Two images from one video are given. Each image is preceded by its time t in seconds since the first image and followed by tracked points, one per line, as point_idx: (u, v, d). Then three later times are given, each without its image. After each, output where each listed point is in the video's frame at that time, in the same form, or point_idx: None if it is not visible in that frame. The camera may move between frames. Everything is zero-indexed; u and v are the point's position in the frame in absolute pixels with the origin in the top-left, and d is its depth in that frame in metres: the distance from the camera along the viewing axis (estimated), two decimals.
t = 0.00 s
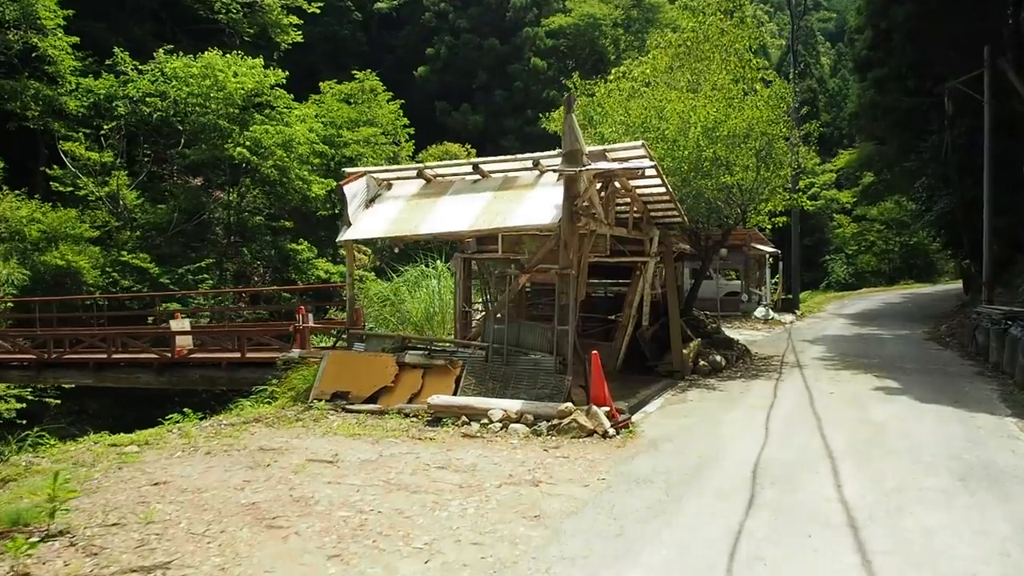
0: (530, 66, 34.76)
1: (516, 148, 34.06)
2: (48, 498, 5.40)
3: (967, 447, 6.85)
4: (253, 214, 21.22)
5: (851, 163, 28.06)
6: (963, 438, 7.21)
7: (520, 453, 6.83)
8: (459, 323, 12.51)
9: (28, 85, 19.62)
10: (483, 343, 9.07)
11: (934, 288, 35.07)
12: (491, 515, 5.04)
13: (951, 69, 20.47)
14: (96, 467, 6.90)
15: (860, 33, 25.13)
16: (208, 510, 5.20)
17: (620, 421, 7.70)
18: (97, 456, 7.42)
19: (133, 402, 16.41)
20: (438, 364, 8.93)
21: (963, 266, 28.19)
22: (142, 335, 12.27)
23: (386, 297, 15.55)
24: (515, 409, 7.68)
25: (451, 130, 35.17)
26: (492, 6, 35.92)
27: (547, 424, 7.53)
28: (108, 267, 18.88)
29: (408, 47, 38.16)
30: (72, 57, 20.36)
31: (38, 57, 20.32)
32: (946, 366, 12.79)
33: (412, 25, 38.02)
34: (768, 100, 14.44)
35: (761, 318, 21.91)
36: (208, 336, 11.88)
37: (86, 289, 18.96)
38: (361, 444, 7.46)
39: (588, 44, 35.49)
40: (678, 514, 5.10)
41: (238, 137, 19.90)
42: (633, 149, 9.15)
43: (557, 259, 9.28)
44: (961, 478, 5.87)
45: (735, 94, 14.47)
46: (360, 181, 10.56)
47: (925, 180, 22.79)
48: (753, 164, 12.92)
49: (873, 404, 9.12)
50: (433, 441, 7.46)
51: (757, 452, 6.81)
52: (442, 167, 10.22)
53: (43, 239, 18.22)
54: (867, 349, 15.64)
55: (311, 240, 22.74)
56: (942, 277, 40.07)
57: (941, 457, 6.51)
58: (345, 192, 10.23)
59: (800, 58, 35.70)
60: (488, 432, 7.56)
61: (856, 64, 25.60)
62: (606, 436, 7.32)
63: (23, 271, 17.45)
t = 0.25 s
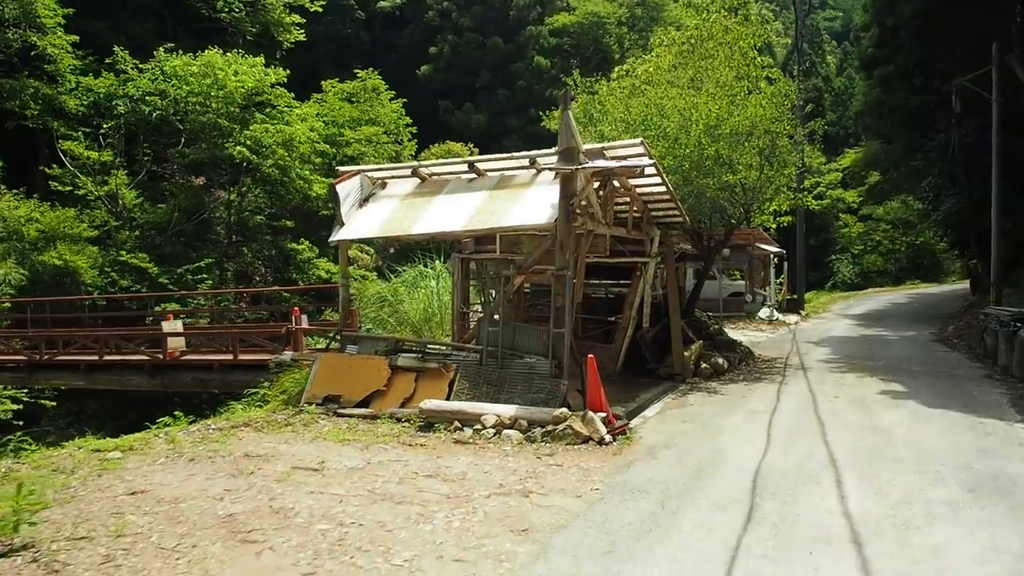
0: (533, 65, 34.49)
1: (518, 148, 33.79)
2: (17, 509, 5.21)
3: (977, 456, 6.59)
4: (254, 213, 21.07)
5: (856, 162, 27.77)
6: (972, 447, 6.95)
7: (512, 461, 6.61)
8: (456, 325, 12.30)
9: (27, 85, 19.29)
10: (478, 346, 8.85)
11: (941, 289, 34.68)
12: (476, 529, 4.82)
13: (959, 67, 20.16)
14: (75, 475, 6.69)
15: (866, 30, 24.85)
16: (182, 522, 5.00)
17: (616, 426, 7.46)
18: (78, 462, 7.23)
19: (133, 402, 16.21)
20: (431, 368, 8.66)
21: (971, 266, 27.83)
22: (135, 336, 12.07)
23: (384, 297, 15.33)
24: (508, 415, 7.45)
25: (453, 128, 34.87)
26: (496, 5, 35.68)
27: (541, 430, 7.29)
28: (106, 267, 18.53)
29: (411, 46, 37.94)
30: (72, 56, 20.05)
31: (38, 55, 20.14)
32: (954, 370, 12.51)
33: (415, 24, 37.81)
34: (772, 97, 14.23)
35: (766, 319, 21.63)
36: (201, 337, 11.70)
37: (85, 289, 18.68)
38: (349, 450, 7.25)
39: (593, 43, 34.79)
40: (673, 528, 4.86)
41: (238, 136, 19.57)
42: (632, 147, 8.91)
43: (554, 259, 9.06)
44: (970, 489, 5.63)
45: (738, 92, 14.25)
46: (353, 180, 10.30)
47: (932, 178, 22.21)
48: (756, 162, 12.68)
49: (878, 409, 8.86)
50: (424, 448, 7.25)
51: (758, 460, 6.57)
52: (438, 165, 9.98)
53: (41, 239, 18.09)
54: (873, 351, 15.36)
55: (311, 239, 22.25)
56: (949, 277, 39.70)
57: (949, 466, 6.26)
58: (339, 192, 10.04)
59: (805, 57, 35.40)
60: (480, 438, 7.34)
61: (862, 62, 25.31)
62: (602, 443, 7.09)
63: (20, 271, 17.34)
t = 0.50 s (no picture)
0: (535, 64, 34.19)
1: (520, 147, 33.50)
2: None
3: (984, 462, 6.32)
4: (254, 212, 20.28)
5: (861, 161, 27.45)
6: (979, 452, 6.69)
7: (500, 466, 6.38)
8: (451, 325, 12.06)
9: (25, 83, 18.78)
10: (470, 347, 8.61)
11: (948, 289, 34.29)
12: (457, 540, 4.59)
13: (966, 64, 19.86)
14: (50, 480, 6.47)
15: (871, 27, 24.53)
16: (150, 532, 4.78)
17: (610, 430, 7.23)
18: (55, 467, 7.00)
19: (130, 401, 16.04)
20: (422, 368, 8.50)
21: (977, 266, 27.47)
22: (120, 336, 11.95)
23: (379, 297, 15.09)
24: (499, 418, 7.23)
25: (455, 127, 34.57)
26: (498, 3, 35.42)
27: (533, 434, 7.06)
28: (104, 266, 17.71)
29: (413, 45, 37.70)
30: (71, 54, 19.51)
31: (37, 53, 19.59)
32: (960, 371, 12.23)
33: (417, 23, 37.58)
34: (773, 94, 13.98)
35: (769, 320, 21.32)
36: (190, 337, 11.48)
37: (81, 289, 17.72)
38: (333, 455, 7.02)
39: (596, 42, 33.97)
40: (665, 540, 4.62)
41: (238, 134, 18.79)
42: (629, 142, 8.65)
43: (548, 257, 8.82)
44: (977, 498, 5.38)
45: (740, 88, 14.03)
46: (345, 176, 10.11)
47: (937, 176, 21.89)
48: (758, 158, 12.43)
49: (882, 413, 8.60)
50: (411, 452, 7.03)
51: (757, 466, 6.32)
52: (430, 161, 9.75)
53: (37, 238, 17.40)
54: (877, 352, 15.08)
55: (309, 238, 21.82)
56: (954, 277, 39.31)
57: (954, 472, 6.02)
58: (329, 189, 9.82)
59: (810, 56, 35.09)
60: (470, 442, 7.11)
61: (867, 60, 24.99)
62: (595, 448, 6.85)
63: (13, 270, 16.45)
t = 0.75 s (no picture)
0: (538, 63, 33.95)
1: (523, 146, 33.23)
2: None
3: (993, 472, 6.07)
4: (254, 212, 20.05)
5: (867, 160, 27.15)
6: (986, 460, 6.45)
7: (489, 474, 6.17)
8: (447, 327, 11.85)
9: (24, 83, 18.57)
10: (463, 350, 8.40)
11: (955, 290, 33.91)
12: (437, 555, 4.38)
13: (973, 63, 19.56)
14: (26, 488, 6.27)
15: (876, 26, 24.24)
16: (119, 545, 4.58)
17: (605, 437, 7.00)
18: (33, 473, 6.80)
19: (128, 403, 15.83)
20: (413, 372, 8.28)
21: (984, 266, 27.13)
22: (108, 338, 11.79)
23: (376, 298, 14.87)
24: (490, 424, 7.01)
25: (457, 127, 34.34)
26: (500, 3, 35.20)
27: (525, 441, 6.84)
28: (102, 266, 17.39)
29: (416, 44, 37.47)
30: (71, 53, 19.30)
31: (36, 52, 19.45)
32: (966, 375, 11.95)
33: (420, 22, 37.36)
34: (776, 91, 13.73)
35: (773, 321, 21.06)
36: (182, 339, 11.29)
37: (79, 290, 17.42)
38: (319, 462, 6.82)
39: (599, 42, 32.95)
40: (657, 556, 4.39)
41: (238, 134, 18.53)
42: (626, 140, 8.42)
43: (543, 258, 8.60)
44: (986, 511, 5.14)
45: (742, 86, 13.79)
46: (337, 176, 9.91)
47: (943, 176, 21.50)
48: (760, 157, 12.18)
49: (886, 418, 8.35)
50: (399, 459, 6.82)
51: (756, 476, 6.09)
52: (424, 160, 9.52)
53: (36, 239, 17.14)
54: (883, 354, 14.81)
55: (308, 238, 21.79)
56: (961, 278, 38.92)
57: (961, 483, 5.77)
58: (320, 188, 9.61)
59: (815, 55, 34.78)
60: (460, 449, 6.90)
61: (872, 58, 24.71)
62: (589, 455, 6.63)
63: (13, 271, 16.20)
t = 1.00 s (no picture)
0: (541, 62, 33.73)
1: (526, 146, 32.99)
2: None
3: (1004, 481, 5.82)
4: (255, 212, 19.99)
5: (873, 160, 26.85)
6: (998, 468, 6.19)
7: (479, 482, 5.95)
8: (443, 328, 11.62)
9: (24, 82, 18.27)
10: (456, 353, 8.19)
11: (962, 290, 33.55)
12: (419, 571, 4.17)
13: (981, 61, 19.27)
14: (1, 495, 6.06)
15: (882, 23, 23.98)
16: (88, 559, 4.38)
17: (601, 444, 6.77)
18: (11, 479, 6.59)
19: (125, 404, 15.59)
20: (404, 375, 8.07)
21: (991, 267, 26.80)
22: (98, 340, 11.58)
23: (373, 299, 14.67)
24: (483, 429, 6.79)
25: (459, 127, 34.12)
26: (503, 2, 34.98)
27: (519, 446, 6.61)
28: (100, 267, 17.04)
29: (418, 44, 37.30)
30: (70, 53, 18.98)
31: (35, 51, 19.12)
32: (974, 377, 11.68)
33: (422, 22, 37.18)
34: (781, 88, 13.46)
35: (777, 322, 20.80)
36: (173, 341, 11.11)
37: (76, 290, 17.06)
38: (305, 468, 6.61)
39: (602, 41, 32.51)
40: (650, 571, 4.16)
41: (237, 133, 18.31)
42: (624, 136, 8.18)
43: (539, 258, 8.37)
44: (998, 523, 4.90)
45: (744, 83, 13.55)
46: (330, 174, 9.70)
47: (950, 175, 21.08)
48: (764, 156, 11.94)
49: (892, 423, 8.10)
50: (388, 464, 6.61)
51: (757, 484, 5.85)
52: (418, 158, 9.31)
53: (34, 239, 16.78)
54: (889, 356, 14.55)
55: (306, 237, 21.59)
56: (968, 278, 38.52)
57: (971, 492, 5.53)
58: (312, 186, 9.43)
59: (819, 54, 34.57)
60: (452, 455, 6.68)
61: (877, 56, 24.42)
62: (584, 462, 6.41)
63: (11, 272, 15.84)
